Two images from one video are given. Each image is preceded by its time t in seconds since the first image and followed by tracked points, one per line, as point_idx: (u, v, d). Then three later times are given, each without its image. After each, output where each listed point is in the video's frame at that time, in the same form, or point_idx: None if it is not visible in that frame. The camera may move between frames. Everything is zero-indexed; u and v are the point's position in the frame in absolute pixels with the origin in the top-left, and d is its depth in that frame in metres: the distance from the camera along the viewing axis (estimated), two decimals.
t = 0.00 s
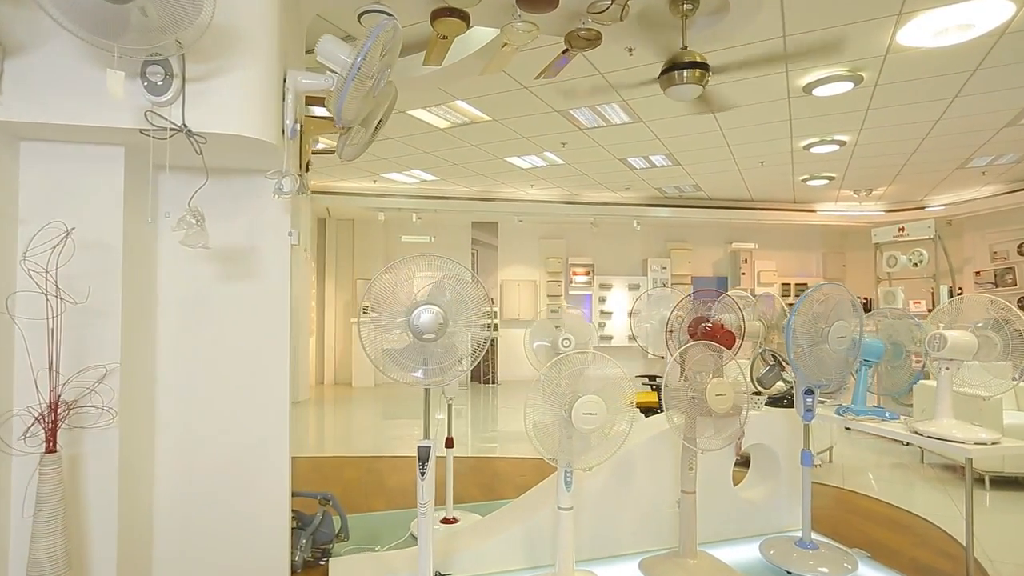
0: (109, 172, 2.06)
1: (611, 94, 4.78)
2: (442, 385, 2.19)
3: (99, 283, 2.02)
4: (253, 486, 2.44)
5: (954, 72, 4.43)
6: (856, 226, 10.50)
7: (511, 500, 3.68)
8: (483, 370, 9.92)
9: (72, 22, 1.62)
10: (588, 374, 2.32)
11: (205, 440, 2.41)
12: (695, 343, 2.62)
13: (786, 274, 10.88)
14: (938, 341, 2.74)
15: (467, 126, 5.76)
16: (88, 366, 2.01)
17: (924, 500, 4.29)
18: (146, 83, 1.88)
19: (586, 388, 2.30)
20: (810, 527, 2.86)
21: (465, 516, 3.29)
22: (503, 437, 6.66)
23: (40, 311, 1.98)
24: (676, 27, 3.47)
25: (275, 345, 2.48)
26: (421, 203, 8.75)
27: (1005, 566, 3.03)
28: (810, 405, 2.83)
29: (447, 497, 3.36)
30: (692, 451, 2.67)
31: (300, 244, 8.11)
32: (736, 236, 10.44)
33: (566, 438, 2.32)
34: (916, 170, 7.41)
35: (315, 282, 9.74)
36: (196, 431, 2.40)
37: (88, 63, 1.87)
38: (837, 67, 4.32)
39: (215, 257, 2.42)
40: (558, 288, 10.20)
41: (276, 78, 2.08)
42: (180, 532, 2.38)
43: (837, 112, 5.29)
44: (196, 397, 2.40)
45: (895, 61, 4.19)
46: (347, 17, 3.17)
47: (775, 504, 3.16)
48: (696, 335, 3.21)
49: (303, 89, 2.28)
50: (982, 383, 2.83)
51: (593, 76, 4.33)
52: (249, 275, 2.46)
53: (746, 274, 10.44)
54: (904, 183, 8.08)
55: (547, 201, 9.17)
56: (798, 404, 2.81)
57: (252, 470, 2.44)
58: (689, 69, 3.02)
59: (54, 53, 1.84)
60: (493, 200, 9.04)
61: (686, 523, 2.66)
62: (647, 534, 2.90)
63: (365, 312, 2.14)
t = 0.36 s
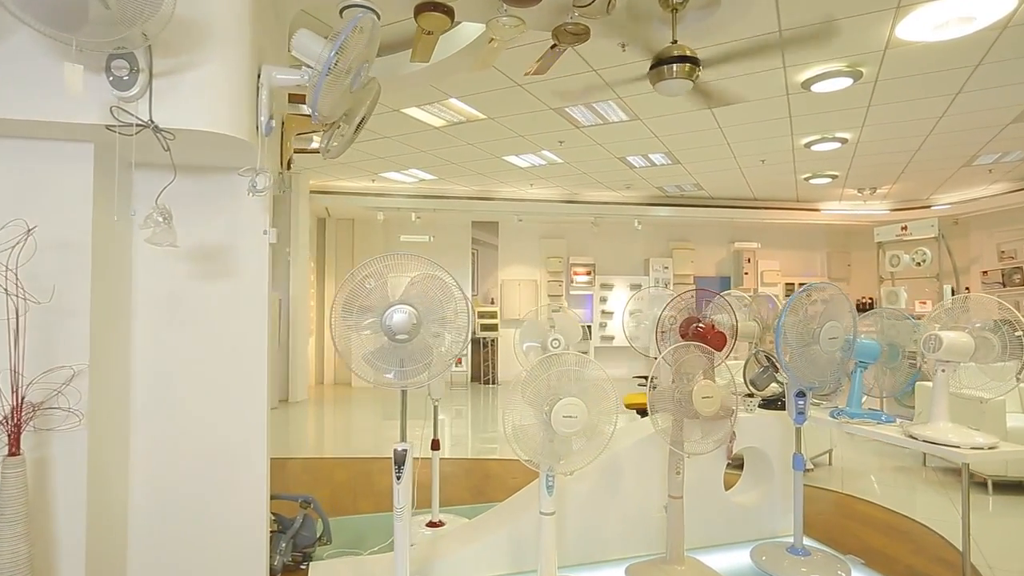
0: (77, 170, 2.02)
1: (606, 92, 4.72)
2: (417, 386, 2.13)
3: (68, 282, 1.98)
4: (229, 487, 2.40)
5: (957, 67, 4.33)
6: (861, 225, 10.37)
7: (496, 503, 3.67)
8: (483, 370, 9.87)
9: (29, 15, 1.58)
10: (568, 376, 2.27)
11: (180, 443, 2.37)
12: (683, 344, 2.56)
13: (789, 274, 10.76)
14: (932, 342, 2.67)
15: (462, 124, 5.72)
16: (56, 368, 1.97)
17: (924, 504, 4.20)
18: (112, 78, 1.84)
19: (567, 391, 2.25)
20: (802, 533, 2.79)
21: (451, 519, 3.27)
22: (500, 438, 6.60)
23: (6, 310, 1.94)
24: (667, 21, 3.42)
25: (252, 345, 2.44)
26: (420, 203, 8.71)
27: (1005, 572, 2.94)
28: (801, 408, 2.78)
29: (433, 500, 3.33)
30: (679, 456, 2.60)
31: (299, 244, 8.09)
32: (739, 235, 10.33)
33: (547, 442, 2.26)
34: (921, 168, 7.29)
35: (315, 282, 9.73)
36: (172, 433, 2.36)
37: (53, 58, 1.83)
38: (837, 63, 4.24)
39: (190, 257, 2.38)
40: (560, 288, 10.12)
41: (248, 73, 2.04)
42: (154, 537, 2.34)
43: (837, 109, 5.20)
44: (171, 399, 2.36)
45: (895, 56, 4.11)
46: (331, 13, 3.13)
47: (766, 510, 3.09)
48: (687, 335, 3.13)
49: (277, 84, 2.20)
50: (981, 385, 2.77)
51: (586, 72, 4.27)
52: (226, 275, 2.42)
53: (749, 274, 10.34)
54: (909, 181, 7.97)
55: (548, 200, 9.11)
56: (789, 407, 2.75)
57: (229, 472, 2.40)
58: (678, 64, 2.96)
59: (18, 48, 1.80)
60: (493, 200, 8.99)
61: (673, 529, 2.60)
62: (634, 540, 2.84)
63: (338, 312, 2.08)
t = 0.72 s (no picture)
0: (48, 168, 1.99)
1: (601, 89, 4.67)
2: (393, 387, 2.09)
3: (38, 282, 1.95)
4: (207, 489, 2.37)
5: (958, 63, 4.25)
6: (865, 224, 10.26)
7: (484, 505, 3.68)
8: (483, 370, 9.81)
9: None
10: (550, 377, 2.22)
11: (158, 445, 2.33)
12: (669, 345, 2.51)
13: (793, 274, 10.66)
14: (927, 343, 2.60)
15: (457, 123, 5.68)
16: (26, 369, 1.95)
17: (924, 507, 4.12)
18: (78, 74, 1.81)
19: (548, 393, 2.20)
20: (793, 538, 2.73)
21: (438, 522, 3.29)
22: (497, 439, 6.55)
23: None
24: (658, 17, 3.38)
25: (231, 345, 2.41)
26: (419, 202, 8.68)
27: None
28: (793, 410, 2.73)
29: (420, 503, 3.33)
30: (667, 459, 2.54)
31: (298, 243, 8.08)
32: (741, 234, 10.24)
33: (527, 445, 2.21)
34: (925, 166, 7.19)
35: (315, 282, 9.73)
36: (149, 435, 2.33)
37: (19, 53, 1.80)
38: (835, 59, 4.17)
39: (168, 256, 2.34)
40: (560, 288, 10.07)
41: (222, 68, 2.01)
42: (132, 539, 2.31)
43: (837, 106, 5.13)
44: (149, 399, 2.33)
45: (895, 52, 4.03)
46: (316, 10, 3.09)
47: (759, 514, 3.03)
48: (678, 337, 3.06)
49: (253, 81, 2.16)
50: (977, 387, 2.67)
51: (579, 69, 4.22)
52: (204, 274, 2.38)
53: (752, 273, 10.24)
54: (913, 180, 7.86)
55: (547, 199, 9.06)
56: (780, 409, 2.70)
57: (207, 474, 2.37)
58: (668, 58, 2.92)
59: None
60: (492, 199, 8.94)
61: (660, 533, 2.55)
62: (622, 544, 2.79)
63: (331, 274, 2.06)
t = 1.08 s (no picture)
0: (19, 165, 1.96)
1: (596, 86, 4.62)
2: (376, 388, 2.07)
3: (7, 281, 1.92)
4: (186, 491, 2.34)
5: (960, 57, 4.16)
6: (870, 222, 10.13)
7: (470, 506, 3.70)
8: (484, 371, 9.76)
9: None
10: (529, 379, 2.17)
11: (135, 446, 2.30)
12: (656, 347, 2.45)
13: (796, 273, 10.56)
14: (922, 345, 2.53)
15: (454, 122, 5.64)
16: None
17: (927, 511, 4.04)
18: (46, 69, 1.78)
19: (529, 394, 2.16)
20: (786, 543, 2.67)
21: (425, 525, 3.29)
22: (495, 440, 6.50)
23: None
24: (649, 11, 3.33)
25: (209, 346, 2.37)
26: (419, 202, 8.65)
27: None
28: (784, 412, 2.72)
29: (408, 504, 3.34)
30: (654, 463, 2.48)
31: (297, 243, 8.06)
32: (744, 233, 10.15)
33: (509, 448, 2.17)
34: (930, 164, 7.08)
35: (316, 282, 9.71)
36: (127, 436, 2.30)
37: None
38: (833, 54, 4.09)
39: (145, 255, 2.31)
40: (561, 288, 10.01)
41: (196, 62, 1.97)
42: (110, 542, 2.28)
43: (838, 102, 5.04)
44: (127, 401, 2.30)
45: (894, 46, 3.95)
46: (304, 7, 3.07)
47: (752, 518, 2.96)
48: (670, 337, 3.01)
49: (230, 77, 2.08)
50: (971, 388, 2.64)
51: (572, 65, 4.17)
52: (183, 274, 2.35)
53: (755, 272, 10.14)
54: (919, 178, 7.75)
55: (548, 198, 9.01)
56: (772, 412, 2.70)
57: (185, 475, 2.34)
58: (657, 54, 2.90)
59: None
60: (492, 199, 8.90)
61: (648, 538, 2.49)
62: (610, 549, 2.74)
63: (341, 256, 2.04)
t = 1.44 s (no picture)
0: None
1: (593, 83, 4.57)
2: (358, 389, 2.04)
3: None
4: (170, 492, 2.31)
5: (964, 52, 4.08)
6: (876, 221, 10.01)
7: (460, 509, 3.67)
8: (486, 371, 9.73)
9: None
10: (512, 381, 2.13)
11: (118, 447, 2.28)
12: (645, 348, 2.40)
13: (802, 273, 10.46)
14: (919, 345, 2.47)
15: (452, 121, 5.61)
16: None
17: (930, 515, 3.96)
18: (17, 65, 1.75)
19: (513, 396, 2.12)
20: (779, 549, 2.61)
21: (414, 528, 3.27)
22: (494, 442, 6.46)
23: None
24: (643, 6, 3.28)
25: (192, 346, 2.35)
26: (420, 202, 8.63)
27: None
28: (778, 415, 2.67)
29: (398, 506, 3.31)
30: (643, 466, 2.43)
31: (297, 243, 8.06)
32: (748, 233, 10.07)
33: (492, 451, 2.13)
34: (936, 162, 6.98)
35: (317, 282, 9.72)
36: (110, 436, 2.27)
37: None
38: (834, 52, 4.05)
39: (127, 254, 2.29)
40: (564, 288, 9.97)
41: (173, 58, 1.94)
42: (91, 543, 2.26)
43: (841, 99, 4.96)
44: (110, 401, 2.27)
45: (896, 41, 3.88)
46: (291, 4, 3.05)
47: (746, 522, 2.91)
48: (662, 338, 2.95)
49: (210, 74, 2.03)
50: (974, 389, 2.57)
51: (568, 62, 4.13)
52: (166, 273, 2.32)
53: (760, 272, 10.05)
54: (925, 176, 7.64)
55: (550, 198, 8.97)
56: (766, 415, 2.64)
57: (168, 476, 2.31)
58: (648, 50, 2.85)
59: None
60: (494, 198, 8.86)
61: (637, 542, 2.44)
62: (600, 553, 2.69)
63: (345, 256, 2.02)
